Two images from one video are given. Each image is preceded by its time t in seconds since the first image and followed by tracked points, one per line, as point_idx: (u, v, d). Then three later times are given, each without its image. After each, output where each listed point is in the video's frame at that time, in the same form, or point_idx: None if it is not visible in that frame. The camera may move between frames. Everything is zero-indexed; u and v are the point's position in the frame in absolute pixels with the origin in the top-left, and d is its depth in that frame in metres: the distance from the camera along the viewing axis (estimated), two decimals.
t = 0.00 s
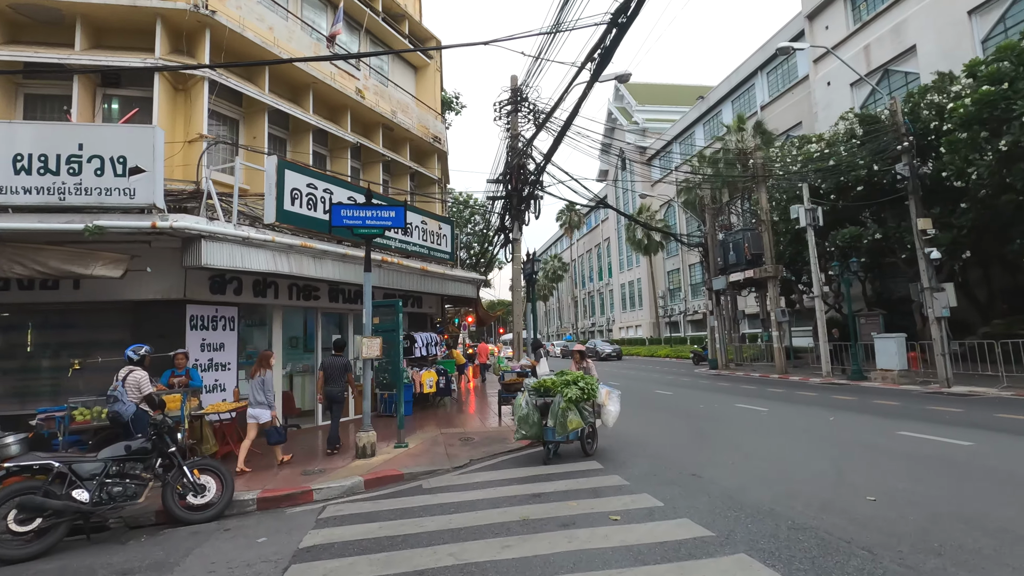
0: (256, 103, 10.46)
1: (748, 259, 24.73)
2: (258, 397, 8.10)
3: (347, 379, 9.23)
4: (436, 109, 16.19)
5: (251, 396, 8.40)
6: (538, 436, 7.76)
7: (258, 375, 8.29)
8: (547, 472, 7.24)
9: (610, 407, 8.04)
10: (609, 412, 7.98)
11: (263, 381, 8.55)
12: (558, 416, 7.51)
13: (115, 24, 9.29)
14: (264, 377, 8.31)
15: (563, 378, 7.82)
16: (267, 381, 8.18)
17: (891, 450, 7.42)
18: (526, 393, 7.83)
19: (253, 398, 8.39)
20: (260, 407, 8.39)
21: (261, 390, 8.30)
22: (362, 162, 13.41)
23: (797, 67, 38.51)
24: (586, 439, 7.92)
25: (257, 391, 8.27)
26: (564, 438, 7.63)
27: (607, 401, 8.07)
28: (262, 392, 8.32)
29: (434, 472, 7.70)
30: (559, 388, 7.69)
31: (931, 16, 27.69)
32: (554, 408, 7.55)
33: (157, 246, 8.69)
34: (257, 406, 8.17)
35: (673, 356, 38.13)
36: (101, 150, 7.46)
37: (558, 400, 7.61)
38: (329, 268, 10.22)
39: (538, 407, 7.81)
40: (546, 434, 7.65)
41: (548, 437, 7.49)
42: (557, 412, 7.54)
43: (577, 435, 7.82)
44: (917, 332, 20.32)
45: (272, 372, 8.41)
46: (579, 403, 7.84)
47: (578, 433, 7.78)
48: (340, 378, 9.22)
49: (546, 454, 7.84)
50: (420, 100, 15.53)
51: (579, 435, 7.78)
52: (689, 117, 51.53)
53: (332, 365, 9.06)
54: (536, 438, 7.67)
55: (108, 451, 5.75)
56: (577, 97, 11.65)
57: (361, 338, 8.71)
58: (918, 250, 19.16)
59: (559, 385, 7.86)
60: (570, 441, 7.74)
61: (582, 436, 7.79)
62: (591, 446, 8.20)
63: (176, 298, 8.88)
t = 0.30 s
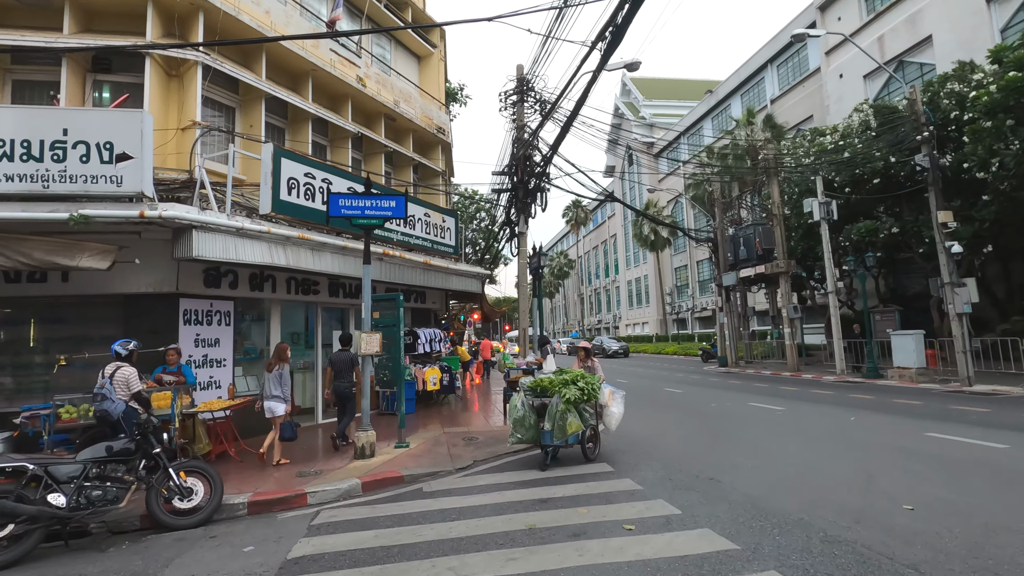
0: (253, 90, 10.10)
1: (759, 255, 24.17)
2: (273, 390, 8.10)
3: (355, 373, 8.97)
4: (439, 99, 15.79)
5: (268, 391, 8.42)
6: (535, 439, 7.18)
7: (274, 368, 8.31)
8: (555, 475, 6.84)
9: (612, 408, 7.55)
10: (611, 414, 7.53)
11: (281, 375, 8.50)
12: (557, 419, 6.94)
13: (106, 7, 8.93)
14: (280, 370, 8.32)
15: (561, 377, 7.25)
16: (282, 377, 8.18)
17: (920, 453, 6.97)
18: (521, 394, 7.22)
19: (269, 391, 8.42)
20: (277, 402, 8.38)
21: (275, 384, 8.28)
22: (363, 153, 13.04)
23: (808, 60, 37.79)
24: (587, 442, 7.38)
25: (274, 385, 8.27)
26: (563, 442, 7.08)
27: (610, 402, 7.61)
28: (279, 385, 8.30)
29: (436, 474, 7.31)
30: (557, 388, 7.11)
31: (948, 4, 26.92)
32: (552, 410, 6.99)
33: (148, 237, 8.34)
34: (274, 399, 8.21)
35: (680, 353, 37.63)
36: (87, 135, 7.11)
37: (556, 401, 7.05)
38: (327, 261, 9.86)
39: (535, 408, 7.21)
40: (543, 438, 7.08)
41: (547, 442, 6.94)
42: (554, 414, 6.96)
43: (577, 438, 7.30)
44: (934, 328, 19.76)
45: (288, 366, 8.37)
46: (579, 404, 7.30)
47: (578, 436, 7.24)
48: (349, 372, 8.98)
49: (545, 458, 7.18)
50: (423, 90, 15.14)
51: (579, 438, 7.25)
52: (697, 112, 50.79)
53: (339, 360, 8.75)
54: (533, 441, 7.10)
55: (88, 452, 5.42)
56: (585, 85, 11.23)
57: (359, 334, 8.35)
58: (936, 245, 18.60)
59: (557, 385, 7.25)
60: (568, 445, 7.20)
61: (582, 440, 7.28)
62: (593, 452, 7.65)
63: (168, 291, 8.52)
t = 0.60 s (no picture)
0: (256, 81, 9.82)
1: (778, 250, 23.49)
2: (295, 388, 8.14)
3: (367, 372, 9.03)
4: (449, 91, 15.42)
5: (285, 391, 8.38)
6: (536, 447, 6.66)
7: (295, 367, 8.36)
8: (569, 481, 6.46)
9: (623, 412, 6.87)
10: (622, 418, 6.83)
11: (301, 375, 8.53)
12: (557, 425, 6.40)
13: None
14: (300, 369, 8.38)
15: (564, 381, 6.71)
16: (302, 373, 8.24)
17: (963, 460, 6.47)
18: (521, 398, 6.79)
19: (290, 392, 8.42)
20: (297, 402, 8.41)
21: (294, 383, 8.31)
22: (371, 146, 12.71)
23: (826, 50, 36.84)
24: (592, 451, 6.80)
25: (294, 384, 8.31)
26: (564, 451, 6.54)
27: (620, 406, 6.90)
28: (299, 384, 8.35)
29: (444, 479, 6.95)
30: (559, 392, 6.59)
31: None
32: (552, 416, 6.46)
33: (147, 232, 8.07)
34: (294, 398, 8.27)
35: (695, 351, 36.98)
36: (80, 125, 6.84)
37: (557, 406, 6.50)
38: (332, 256, 9.53)
39: (536, 413, 6.74)
40: (543, 445, 6.57)
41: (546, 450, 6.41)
42: (554, 420, 6.42)
43: (582, 447, 6.73)
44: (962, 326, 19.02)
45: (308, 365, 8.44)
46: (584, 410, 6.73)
47: (582, 444, 6.68)
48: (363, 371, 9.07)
49: (546, 467, 6.58)
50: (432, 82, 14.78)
51: (585, 447, 6.68)
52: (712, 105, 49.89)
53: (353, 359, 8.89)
54: (532, 449, 6.59)
55: (76, 457, 5.14)
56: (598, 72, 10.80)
57: (364, 332, 8.03)
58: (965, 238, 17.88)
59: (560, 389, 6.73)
60: (572, 454, 6.63)
61: (587, 449, 6.69)
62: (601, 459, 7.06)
63: (169, 288, 8.25)
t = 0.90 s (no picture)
0: (265, 71, 9.56)
1: (803, 246, 22.76)
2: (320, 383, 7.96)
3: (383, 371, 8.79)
4: (464, 84, 15.08)
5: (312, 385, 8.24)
6: (540, 457, 5.96)
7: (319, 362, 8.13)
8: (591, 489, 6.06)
9: (638, 418, 6.48)
10: (638, 424, 6.44)
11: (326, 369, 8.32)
12: (563, 434, 5.70)
13: None
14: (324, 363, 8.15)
15: (568, 385, 6.04)
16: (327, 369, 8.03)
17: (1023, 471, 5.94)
18: (524, 403, 6.07)
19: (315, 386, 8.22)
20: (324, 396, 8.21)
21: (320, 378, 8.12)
22: (384, 140, 12.41)
23: (852, 41, 35.78)
24: (603, 462, 6.12)
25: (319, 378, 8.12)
26: (571, 462, 5.83)
27: (636, 411, 6.51)
28: (324, 378, 8.14)
29: (459, 484, 6.59)
30: (564, 397, 5.90)
31: None
32: (558, 424, 5.75)
33: (154, 226, 7.83)
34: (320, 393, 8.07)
35: (715, 351, 36.20)
36: (83, 114, 6.61)
37: (563, 413, 5.80)
38: (344, 251, 9.24)
39: (541, 419, 6.02)
40: (549, 456, 5.85)
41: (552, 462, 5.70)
42: (560, 428, 5.72)
43: (591, 457, 6.04)
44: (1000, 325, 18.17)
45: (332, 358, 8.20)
46: (592, 417, 6.06)
47: (591, 454, 5.99)
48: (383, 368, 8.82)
49: (553, 479, 5.85)
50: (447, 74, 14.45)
51: (595, 457, 6.01)
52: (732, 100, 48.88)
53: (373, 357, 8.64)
54: (537, 460, 5.87)
55: (71, 459, 4.89)
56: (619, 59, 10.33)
57: (375, 328, 7.71)
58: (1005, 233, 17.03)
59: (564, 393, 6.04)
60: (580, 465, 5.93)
61: (597, 458, 6.01)
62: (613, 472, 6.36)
63: (176, 284, 8.01)
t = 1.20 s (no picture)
0: (273, 60, 9.26)
1: (827, 243, 22.05)
2: (346, 385, 7.76)
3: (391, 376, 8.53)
4: (477, 75, 14.70)
5: (340, 387, 8.10)
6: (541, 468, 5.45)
7: (345, 363, 7.93)
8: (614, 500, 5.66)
9: (650, 427, 5.94)
10: (649, 434, 5.90)
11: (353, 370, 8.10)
12: (562, 446, 5.17)
13: None
14: (351, 364, 7.94)
15: (572, 391, 5.43)
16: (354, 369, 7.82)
17: None
18: (523, 409, 5.55)
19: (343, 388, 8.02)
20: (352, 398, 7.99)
21: (346, 379, 7.93)
22: (396, 132, 12.08)
23: (875, 32, 34.73)
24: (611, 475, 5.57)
25: (346, 379, 7.92)
26: (573, 475, 5.32)
27: (648, 418, 5.97)
28: (350, 380, 7.95)
29: (471, 491, 6.23)
30: (566, 404, 5.34)
31: None
32: (558, 434, 5.22)
33: (157, 219, 7.56)
34: (347, 394, 7.89)
35: (732, 350, 35.51)
36: (80, 102, 6.33)
37: (564, 422, 5.25)
38: (353, 246, 8.91)
39: (543, 427, 5.50)
40: (550, 468, 5.34)
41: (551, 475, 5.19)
42: (560, 439, 5.19)
43: (597, 469, 5.50)
44: None
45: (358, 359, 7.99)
46: (598, 426, 5.46)
47: (597, 467, 5.44)
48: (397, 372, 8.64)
49: (554, 494, 5.32)
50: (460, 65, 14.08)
51: (600, 469, 5.47)
52: (750, 94, 47.82)
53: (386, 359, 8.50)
54: (535, 472, 5.37)
55: (60, 465, 4.60)
56: (639, 46, 9.87)
57: (384, 327, 7.34)
58: None
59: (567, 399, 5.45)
60: (583, 478, 5.40)
61: (603, 472, 5.45)
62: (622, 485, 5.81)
63: (180, 279, 7.74)
